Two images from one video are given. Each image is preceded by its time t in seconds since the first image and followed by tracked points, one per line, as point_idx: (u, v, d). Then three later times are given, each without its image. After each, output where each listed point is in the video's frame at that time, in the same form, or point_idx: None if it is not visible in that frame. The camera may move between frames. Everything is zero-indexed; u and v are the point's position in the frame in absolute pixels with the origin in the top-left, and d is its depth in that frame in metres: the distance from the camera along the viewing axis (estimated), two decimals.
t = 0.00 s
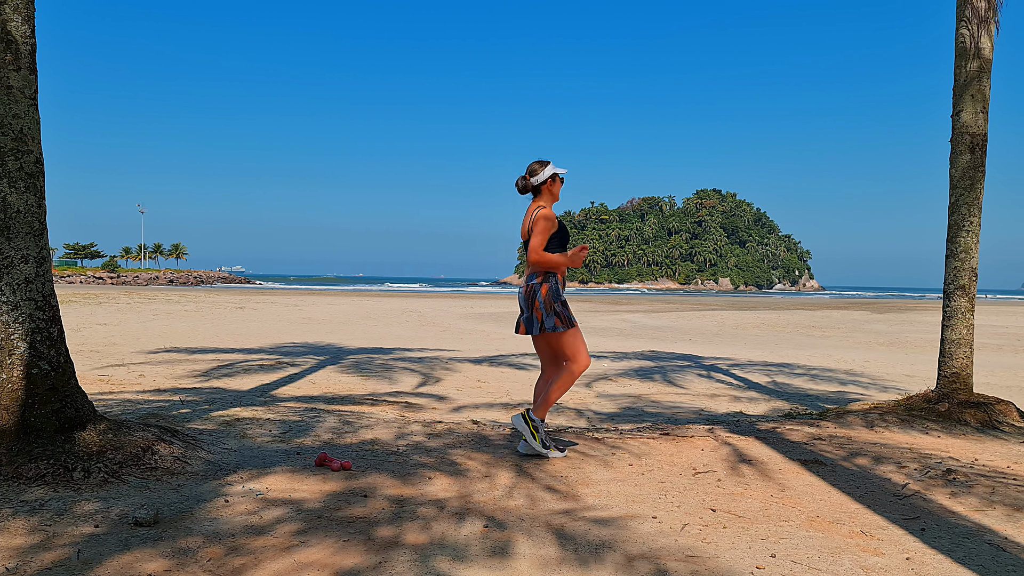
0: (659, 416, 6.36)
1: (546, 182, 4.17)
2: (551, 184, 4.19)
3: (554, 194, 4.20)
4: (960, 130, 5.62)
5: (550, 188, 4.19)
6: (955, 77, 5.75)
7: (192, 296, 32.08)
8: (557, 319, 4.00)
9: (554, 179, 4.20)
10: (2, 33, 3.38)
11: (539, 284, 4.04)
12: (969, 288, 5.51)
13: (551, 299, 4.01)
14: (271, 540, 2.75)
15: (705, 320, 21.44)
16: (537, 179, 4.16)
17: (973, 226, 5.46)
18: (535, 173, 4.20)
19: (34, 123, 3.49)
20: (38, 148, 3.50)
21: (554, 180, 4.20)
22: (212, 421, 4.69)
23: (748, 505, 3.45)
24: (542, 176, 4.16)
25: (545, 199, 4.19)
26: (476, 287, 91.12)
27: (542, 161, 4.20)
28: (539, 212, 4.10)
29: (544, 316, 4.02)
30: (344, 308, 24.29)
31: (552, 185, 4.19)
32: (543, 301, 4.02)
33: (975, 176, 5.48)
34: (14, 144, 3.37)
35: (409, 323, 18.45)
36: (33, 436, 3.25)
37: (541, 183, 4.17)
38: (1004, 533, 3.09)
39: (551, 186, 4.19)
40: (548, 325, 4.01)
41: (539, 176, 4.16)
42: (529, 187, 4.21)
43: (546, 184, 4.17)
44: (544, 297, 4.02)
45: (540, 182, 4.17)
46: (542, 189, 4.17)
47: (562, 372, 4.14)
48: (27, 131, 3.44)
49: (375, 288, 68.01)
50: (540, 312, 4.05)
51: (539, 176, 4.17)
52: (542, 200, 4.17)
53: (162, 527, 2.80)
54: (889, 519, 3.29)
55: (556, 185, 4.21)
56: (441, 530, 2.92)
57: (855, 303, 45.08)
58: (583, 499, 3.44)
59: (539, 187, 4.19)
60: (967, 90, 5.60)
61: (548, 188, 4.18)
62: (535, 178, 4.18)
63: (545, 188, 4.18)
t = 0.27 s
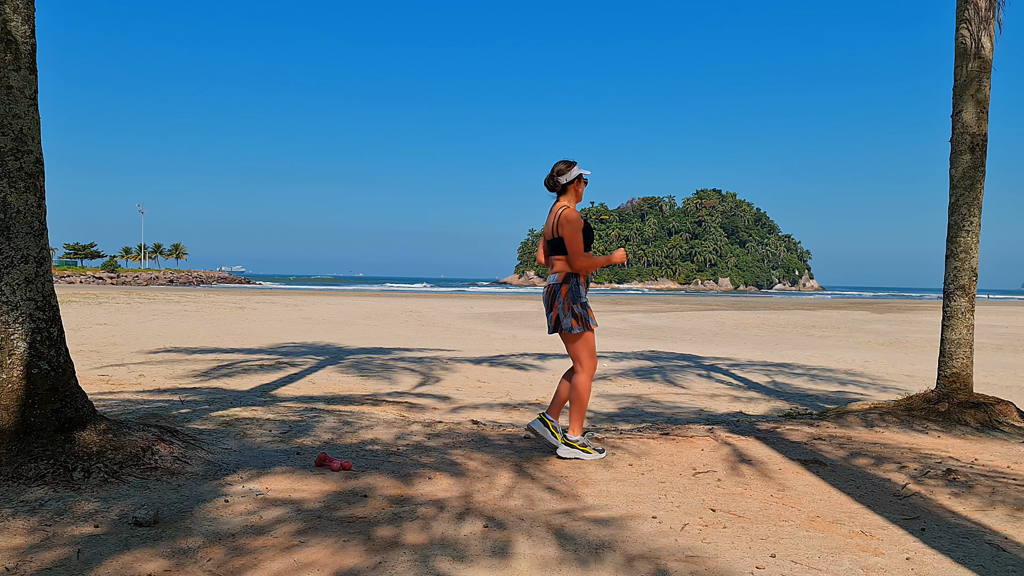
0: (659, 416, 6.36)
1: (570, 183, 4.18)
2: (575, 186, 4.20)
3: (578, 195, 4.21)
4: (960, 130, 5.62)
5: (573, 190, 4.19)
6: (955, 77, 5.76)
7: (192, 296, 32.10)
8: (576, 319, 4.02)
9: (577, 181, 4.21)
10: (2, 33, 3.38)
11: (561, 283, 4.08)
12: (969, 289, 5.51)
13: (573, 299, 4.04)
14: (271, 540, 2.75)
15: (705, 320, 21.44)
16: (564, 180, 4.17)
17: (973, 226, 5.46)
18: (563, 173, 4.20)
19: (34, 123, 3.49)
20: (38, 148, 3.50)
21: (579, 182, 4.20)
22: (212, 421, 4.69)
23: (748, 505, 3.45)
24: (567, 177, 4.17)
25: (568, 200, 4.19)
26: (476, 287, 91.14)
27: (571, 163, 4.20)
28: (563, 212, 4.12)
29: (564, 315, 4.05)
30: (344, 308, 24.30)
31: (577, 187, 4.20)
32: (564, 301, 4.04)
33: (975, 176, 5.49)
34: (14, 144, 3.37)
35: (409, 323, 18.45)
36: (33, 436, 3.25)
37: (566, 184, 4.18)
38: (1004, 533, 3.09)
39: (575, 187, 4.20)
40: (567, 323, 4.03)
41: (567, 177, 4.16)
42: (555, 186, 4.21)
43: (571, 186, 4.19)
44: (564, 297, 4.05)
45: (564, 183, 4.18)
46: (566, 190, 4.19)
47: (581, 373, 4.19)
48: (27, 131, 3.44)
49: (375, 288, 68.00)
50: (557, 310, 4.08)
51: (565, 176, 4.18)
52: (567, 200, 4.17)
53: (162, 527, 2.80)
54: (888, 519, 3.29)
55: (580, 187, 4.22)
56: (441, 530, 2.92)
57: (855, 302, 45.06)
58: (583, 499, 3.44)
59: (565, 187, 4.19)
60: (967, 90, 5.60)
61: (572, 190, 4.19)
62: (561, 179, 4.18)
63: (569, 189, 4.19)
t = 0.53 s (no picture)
0: (659, 416, 6.36)
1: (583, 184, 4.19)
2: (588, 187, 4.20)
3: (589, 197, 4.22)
4: (960, 130, 5.62)
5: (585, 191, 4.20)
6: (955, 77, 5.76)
7: (192, 296, 32.12)
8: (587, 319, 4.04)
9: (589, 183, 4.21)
10: (2, 33, 3.38)
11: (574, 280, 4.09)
12: (969, 289, 5.51)
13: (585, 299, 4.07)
14: (271, 540, 2.75)
15: (705, 320, 21.44)
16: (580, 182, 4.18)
17: (974, 226, 5.46)
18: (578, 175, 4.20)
19: (34, 123, 3.49)
20: (38, 148, 3.50)
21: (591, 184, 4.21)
22: (212, 421, 4.69)
23: (748, 505, 3.45)
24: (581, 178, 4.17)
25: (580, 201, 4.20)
26: (477, 287, 91.16)
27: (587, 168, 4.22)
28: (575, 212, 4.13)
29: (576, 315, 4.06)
30: (344, 308, 24.31)
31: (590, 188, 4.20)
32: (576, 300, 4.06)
33: (975, 176, 5.49)
34: (14, 144, 3.37)
35: (409, 323, 18.45)
36: (32, 436, 3.25)
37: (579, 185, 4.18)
38: (1004, 533, 3.09)
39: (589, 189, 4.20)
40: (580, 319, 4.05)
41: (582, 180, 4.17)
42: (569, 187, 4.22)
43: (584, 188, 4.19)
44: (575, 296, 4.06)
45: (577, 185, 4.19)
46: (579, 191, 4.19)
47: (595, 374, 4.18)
48: (27, 131, 3.44)
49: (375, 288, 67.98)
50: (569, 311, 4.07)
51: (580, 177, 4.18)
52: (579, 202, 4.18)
53: (162, 527, 2.80)
54: (889, 519, 3.29)
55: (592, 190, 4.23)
56: (441, 530, 2.92)
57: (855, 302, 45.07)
58: (583, 499, 3.44)
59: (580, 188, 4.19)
60: (967, 90, 5.60)
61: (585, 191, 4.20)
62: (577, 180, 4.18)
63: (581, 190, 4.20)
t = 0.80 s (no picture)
0: (659, 416, 6.36)
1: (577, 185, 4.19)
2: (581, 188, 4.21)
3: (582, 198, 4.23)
4: (960, 130, 5.62)
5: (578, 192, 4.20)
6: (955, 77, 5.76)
7: (192, 296, 32.12)
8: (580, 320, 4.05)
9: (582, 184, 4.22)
10: (2, 33, 3.38)
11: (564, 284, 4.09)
12: (969, 289, 5.51)
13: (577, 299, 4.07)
14: (271, 540, 2.75)
15: (705, 320, 21.44)
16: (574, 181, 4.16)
17: (974, 226, 5.46)
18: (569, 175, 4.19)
19: (34, 123, 3.49)
20: (38, 148, 3.50)
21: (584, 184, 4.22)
22: (212, 421, 4.69)
23: (748, 505, 3.45)
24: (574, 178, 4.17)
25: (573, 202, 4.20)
26: (477, 287, 91.16)
27: (575, 166, 4.19)
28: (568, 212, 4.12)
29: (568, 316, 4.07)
30: (344, 308, 24.30)
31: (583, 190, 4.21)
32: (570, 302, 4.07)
33: (975, 176, 5.48)
34: (14, 144, 3.37)
35: (409, 323, 18.45)
36: (32, 436, 3.25)
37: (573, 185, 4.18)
38: (1004, 533, 3.09)
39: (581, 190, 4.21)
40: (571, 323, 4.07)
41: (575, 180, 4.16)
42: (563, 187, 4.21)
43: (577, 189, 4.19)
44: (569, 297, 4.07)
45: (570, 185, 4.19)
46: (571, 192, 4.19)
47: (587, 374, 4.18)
48: (27, 131, 3.44)
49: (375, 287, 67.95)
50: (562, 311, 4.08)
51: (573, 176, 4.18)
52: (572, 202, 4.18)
53: (162, 527, 2.80)
54: (889, 519, 3.29)
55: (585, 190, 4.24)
56: (441, 530, 2.92)
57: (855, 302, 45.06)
58: (583, 499, 3.44)
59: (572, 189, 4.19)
60: (967, 90, 5.60)
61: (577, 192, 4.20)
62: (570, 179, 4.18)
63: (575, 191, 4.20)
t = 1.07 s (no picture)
0: (659, 416, 6.37)
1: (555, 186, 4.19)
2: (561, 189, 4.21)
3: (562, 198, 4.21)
4: (960, 130, 5.62)
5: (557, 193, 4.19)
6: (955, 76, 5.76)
7: (192, 296, 32.11)
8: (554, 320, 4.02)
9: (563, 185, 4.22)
10: (2, 33, 3.38)
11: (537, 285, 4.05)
12: (969, 288, 5.51)
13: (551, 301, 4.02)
14: (271, 540, 2.75)
15: (705, 320, 21.44)
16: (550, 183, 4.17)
17: (974, 226, 5.46)
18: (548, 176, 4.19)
19: (34, 123, 3.49)
20: (38, 148, 3.50)
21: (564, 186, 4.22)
22: (212, 421, 4.69)
23: (748, 505, 3.45)
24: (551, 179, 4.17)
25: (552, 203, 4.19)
26: (476, 287, 91.14)
27: (555, 165, 4.17)
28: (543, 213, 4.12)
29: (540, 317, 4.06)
30: (344, 308, 24.29)
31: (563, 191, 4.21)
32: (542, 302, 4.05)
33: (975, 176, 5.49)
34: (14, 144, 3.37)
35: (409, 323, 18.45)
36: (32, 436, 3.25)
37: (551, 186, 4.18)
38: (1004, 533, 3.09)
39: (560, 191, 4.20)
40: (547, 326, 4.02)
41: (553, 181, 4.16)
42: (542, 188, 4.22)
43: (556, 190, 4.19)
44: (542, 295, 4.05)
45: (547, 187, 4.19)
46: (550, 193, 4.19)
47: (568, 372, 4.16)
48: (27, 131, 3.44)
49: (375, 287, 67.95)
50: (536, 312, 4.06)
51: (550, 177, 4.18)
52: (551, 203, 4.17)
53: (162, 527, 2.79)
54: (889, 519, 3.29)
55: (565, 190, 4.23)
56: (441, 530, 2.92)
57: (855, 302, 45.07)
58: (582, 499, 3.44)
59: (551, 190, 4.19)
60: (967, 90, 5.60)
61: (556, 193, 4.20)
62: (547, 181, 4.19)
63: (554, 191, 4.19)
